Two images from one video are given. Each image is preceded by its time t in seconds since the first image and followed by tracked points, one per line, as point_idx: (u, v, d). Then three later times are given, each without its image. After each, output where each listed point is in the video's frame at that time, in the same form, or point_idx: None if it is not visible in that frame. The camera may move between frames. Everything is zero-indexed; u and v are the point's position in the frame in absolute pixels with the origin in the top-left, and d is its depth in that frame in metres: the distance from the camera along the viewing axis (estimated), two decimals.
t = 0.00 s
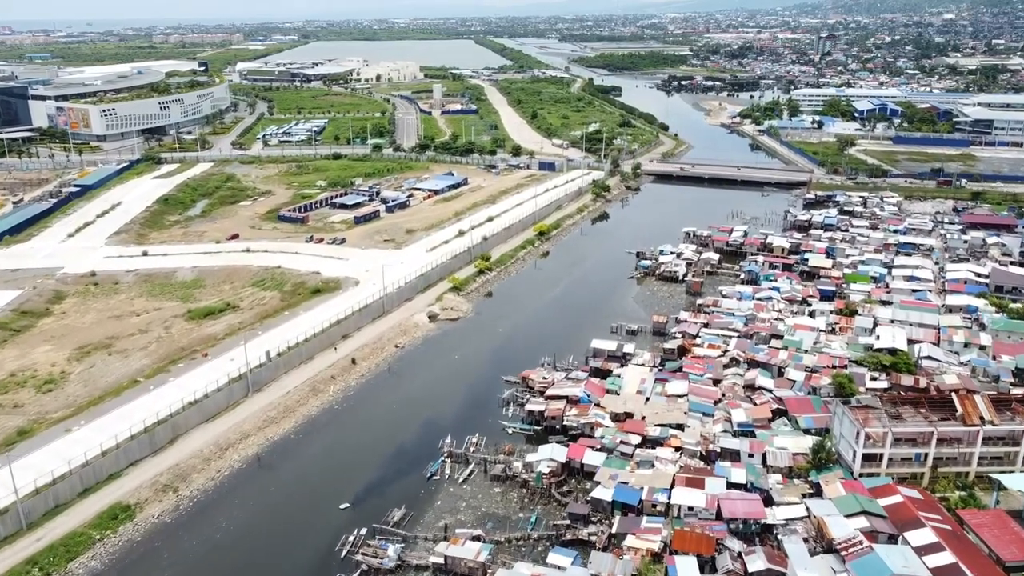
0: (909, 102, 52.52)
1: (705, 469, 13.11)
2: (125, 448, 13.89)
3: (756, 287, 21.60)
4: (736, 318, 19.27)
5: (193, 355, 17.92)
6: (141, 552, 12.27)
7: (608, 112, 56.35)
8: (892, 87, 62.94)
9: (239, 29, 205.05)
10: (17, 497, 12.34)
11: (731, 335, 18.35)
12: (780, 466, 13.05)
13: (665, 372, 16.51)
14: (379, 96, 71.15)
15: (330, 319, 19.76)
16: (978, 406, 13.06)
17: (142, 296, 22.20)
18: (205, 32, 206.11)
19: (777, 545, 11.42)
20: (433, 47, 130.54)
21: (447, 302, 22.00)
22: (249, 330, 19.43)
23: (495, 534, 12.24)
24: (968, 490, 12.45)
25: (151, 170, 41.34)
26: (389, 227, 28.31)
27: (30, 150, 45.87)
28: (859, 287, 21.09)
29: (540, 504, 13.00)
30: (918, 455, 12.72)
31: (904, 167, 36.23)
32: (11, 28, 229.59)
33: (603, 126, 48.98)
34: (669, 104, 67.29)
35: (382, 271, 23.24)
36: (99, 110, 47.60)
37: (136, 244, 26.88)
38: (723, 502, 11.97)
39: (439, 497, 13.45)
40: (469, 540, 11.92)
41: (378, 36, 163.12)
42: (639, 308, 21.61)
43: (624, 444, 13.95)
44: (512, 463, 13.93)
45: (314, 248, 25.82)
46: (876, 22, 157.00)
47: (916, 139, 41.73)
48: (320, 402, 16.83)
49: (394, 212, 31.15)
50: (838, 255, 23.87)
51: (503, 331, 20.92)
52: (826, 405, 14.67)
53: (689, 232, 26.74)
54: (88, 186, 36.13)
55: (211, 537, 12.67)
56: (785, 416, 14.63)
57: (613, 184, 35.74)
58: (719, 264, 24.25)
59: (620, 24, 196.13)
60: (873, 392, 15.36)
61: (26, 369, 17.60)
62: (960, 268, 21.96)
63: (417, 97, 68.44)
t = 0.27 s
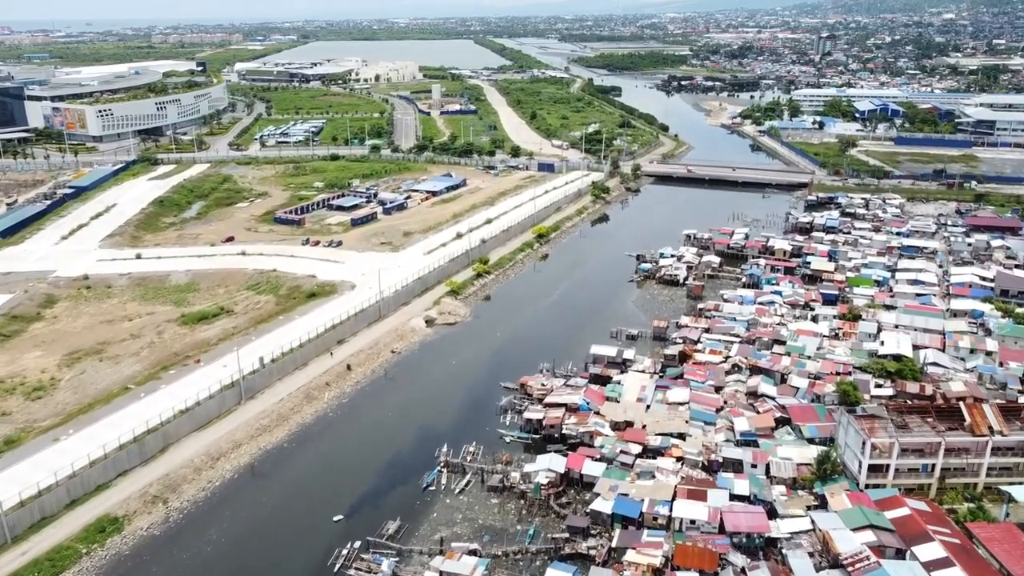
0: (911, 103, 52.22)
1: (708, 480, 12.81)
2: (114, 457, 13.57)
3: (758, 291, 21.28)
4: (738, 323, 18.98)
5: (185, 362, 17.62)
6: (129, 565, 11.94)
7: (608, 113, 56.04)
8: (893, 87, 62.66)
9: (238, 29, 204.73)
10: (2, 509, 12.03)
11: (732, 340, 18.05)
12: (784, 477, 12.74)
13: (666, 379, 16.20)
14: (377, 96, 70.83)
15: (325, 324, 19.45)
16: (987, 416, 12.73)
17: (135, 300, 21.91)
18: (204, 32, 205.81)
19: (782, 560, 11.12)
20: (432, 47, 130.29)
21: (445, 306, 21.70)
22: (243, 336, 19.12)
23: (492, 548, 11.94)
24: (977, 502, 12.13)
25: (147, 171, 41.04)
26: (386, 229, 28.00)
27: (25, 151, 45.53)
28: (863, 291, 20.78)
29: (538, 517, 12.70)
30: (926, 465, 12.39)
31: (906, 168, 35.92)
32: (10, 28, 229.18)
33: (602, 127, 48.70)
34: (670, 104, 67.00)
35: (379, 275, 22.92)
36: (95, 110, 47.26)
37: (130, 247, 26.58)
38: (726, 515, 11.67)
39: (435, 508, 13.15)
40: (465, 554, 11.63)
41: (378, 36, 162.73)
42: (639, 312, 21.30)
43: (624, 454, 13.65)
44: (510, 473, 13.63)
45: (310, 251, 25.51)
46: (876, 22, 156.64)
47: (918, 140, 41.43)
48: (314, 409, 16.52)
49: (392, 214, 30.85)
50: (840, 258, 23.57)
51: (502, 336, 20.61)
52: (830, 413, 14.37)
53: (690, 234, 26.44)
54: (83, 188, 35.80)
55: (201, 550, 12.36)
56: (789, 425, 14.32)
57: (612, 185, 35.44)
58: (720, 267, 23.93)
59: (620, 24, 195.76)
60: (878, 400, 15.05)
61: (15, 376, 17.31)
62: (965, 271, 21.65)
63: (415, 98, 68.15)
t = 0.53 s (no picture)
0: (912, 103, 51.93)
1: (710, 492, 12.50)
2: (102, 468, 13.25)
3: (759, 295, 20.98)
4: (740, 328, 18.67)
5: (177, 368, 17.32)
6: None
7: (607, 113, 55.75)
8: (894, 87, 62.39)
9: (237, 29, 204.48)
10: None
11: (734, 345, 17.73)
12: (788, 488, 12.43)
13: (667, 386, 15.89)
14: (376, 96, 70.53)
15: (320, 329, 19.13)
16: (996, 426, 12.39)
17: (128, 304, 21.63)
18: (203, 32, 205.11)
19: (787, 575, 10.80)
20: (432, 47, 130.07)
21: (442, 311, 21.39)
22: (237, 342, 18.81)
23: (489, 562, 11.63)
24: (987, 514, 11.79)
25: (143, 173, 40.75)
26: (383, 232, 27.71)
27: (20, 152, 45.21)
28: (866, 295, 20.46)
29: (536, 529, 12.39)
30: (933, 476, 12.05)
31: (908, 169, 35.62)
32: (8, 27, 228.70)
33: (602, 127, 48.42)
34: (670, 105, 66.72)
35: (375, 278, 22.62)
36: (91, 111, 46.93)
37: (124, 250, 26.30)
38: (729, 529, 11.36)
39: (430, 521, 12.84)
40: (461, 568, 11.32)
41: (377, 36, 162.43)
42: (639, 317, 20.99)
43: (624, 464, 13.34)
44: (507, 484, 13.33)
45: (305, 254, 25.20)
46: (876, 22, 156.33)
47: (920, 140, 41.14)
48: (308, 417, 16.21)
49: (389, 216, 30.55)
50: (843, 261, 23.25)
51: (500, 341, 20.29)
52: (834, 422, 14.05)
53: (691, 237, 26.12)
54: (78, 190, 35.49)
55: (190, 563, 12.03)
56: (793, 434, 14.00)
57: (612, 187, 35.14)
58: (721, 271, 23.63)
59: (620, 24, 195.50)
60: (883, 408, 14.72)
61: (4, 382, 17.02)
62: (969, 274, 21.31)
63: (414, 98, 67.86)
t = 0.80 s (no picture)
0: (913, 104, 51.61)
1: (712, 504, 12.19)
2: (90, 479, 12.95)
3: (761, 299, 20.66)
4: (742, 333, 18.35)
5: (168, 375, 17.01)
6: None
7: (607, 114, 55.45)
8: (895, 88, 62.09)
9: (236, 29, 204.33)
10: None
11: (736, 351, 17.42)
12: (793, 500, 12.12)
13: (668, 393, 15.58)
14: (375, 96, 70.22)
15: (315, 334, 18.83)
16: (1006, 437, 12.07)
17: (120, 309, 21.32)
18: (202, 32, 204.80)
19: None
20: (432, 47, 129.83)
21: (439, 315, 21.06)
22: (230, 347, 18.49)
23: None
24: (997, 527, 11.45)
25: (139, 174, 40.45)
26: (380, 234, 27.39)
27: (16, 153, 44.89)
28: (870, 299, 20.13)
29: (534, 543, 12.07)
30: (942, 488, 11.71)
31: (910, 171, 35.29)
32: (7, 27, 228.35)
33: (602, 128, 48.11)
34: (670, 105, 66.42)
35: (371, 282, 22.29)
36: (87, 111, 46.62)
37: (117, 253, 26.01)
38: (732, 543, 11.04)
39: (426, 533, 12.53)
40: None
41: (376, 36, 162.21)
42: (640, 321, 20.67)
43: (625, 475, 13.02)
44: (504, 495, 13.02)
45: (301, 257, 24.89)
46: (875, 22, 156.00)
47: (922, 141, 40.82)
48: (302, 425, 15.90)
49: (387, 218, 30.24)
50: (846, 264, 22.93)
51: (498, 346, 19.98)
52: (839, 431, 13.73)
53: (691, 240, 25.80)
54: (73, 191, 35.17)
55: None
56: (797, 443, 13.68)
57: (612, 189, 34.82)
58: (723, 274, 23.31)
59: (620, 24, 195.28)
60: (889, 416, 14.40)
61: None
62: (974, 278, 20.98)
63: (413, 98, 67.51)
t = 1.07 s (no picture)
0: (914, 104, 51.32)
1: (714, 517, 11.87)
2: (75, 491, 12.62)
3: (762, 303, 20.36)
4: (743, 338, 18.06)
5: (159, 382, 16.68)
6: None
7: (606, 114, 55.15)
8: (895, 88, 61.85)
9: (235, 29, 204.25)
10: None
11: (737, 357, 17.12)
12: (797, 513, 11.79)
13: (668, 401, 15.27)
14: (373, 97, 69.91)
15: (309, 340, 18.51)
16: (1016, 449, 11.81)
17: (111, 314, 21.02)
18: (200, 32, 204.54)
19: None
20: (430, 47, 129.64)
21: (436, 320, 20.73)
22: (222, 354, 18.16)
23: None
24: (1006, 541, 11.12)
25: (134, 175, 40.15)
26: (376, 237, 27.07)
27: (10, 154, 44.55)
28: (872, 303, 19.83)
29: (532, 557, 11.75)
30: (949, 500, 11.39)
31: (911, 172, 35.00)
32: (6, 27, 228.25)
33: (600, 129, 47.81)
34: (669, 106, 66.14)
35: (367, 286, 21.97)
36: (82, 112, 46.26)
37: (110, 256, 25.70)
38: (735, 559, 10.72)
39: (420, 547, 12.21)
40: None
41: (375, 36, 161.83)
42: (639, 326, 20.35)
43: (624, 486, 12.70)
44: (501, 507, 12.71)
45: (296, 260, 24.57)
46: (874, 22, 155.75)
47: (923, 142, 40.55)
48: (295, 434, 15.59)
49: (383, 220, 29.93)
50: (848, 268, 22.62)
51: (495, 351, 19.67)
52: (844, 441, 13.41)
53: (691, 243, 25.49)
54: (66, 194, 34.86)
55: None
56: (800, 453, 13.37)
57: (611, 190, 34.51)
58: (723, 277, 23.00)
59: (619, 24, 195.14)
60: (894, 425, 14.09)
61: None
62: (979, 282, 20.66)
63: (411, 99, 67.17)
